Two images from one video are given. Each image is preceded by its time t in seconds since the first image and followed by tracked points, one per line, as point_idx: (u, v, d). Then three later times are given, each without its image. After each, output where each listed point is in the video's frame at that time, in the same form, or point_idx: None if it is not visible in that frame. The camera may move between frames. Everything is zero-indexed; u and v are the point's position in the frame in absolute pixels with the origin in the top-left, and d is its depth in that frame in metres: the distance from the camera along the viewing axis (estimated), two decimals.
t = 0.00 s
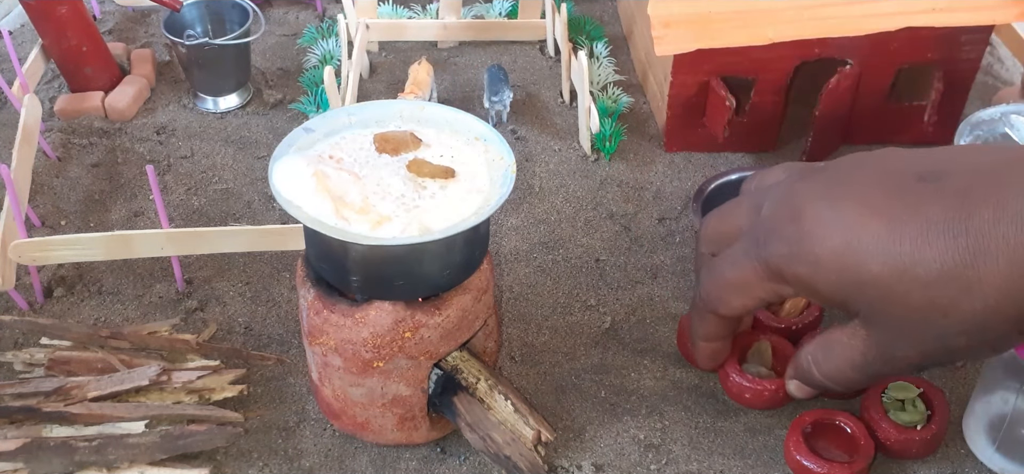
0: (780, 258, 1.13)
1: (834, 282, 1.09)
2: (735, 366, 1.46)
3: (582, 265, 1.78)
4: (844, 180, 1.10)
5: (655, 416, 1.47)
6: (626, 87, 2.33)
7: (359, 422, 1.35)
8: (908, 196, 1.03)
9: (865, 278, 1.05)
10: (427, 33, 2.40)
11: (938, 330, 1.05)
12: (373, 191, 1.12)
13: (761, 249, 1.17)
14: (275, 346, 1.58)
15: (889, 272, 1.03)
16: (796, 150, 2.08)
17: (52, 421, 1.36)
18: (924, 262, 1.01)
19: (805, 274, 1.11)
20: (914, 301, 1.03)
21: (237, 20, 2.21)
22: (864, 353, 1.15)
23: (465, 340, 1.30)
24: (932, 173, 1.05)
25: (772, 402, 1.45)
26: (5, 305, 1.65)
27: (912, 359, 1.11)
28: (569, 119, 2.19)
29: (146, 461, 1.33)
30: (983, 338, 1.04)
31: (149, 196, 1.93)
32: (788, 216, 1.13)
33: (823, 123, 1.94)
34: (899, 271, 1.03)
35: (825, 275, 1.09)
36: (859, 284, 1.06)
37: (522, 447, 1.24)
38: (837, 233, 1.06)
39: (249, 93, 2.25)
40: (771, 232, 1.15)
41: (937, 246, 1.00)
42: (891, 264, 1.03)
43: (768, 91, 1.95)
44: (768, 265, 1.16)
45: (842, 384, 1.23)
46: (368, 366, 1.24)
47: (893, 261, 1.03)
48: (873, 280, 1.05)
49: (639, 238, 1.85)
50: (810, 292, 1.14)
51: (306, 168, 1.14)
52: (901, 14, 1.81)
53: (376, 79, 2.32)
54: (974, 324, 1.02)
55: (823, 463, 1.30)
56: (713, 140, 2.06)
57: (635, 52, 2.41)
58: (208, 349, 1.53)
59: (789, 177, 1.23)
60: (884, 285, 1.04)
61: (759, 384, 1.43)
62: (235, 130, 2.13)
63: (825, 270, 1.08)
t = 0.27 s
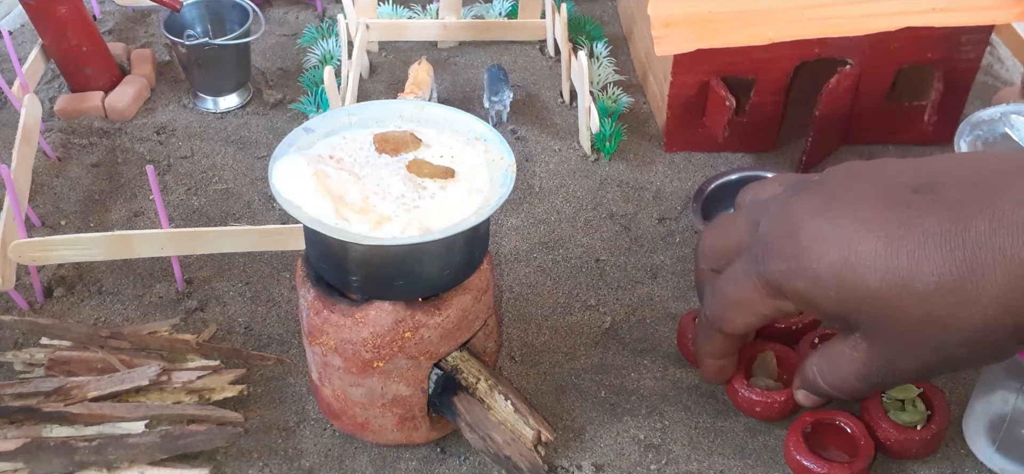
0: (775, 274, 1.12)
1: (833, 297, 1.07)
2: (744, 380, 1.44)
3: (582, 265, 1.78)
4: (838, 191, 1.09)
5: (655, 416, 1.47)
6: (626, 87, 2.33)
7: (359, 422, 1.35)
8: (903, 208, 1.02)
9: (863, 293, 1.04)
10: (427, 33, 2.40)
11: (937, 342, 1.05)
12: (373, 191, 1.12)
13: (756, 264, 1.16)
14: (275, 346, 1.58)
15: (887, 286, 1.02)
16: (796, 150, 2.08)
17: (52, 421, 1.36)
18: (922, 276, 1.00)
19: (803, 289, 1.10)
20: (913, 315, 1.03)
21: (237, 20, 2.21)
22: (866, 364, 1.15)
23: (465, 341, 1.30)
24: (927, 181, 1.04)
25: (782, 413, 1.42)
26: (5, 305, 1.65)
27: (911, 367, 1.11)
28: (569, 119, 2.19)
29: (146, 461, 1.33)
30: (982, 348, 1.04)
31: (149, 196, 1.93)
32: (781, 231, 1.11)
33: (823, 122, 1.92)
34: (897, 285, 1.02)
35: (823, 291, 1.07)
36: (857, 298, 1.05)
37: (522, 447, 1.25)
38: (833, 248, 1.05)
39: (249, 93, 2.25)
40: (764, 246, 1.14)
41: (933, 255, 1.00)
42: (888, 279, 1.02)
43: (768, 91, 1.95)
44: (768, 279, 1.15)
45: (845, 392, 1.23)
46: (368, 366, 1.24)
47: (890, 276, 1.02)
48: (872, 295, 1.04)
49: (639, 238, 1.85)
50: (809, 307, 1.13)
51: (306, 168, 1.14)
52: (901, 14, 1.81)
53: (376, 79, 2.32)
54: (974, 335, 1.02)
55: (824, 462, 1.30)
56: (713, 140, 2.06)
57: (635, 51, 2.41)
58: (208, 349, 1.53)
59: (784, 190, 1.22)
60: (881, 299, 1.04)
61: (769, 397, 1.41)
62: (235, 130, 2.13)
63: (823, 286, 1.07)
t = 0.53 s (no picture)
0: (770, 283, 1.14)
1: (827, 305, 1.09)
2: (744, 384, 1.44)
3: (582, 265, 1.78)
4: (830, 200, 1.11)
5: (655, 416, 1.47)
6: (626, 87, 2.33)
7: (359, 422, 1.35)
8: (896, 216, 1.04)
9: (857, 300, 1.06)
10: (427, 33, 2.40)
11: (932, 348, 1.07)
12: (373, 191, 1.12)
13: (751, 274, 1.18)
14: (275, 346, 1.58)
15: (881, 294, 1.04)
16: (796, 150, 2.08)
17: (52, 421, 1.36)
18: (915, 283, 1.02)
19: (797, 298, 1.11)
20: (905, 321, 1.05)
21: (237, 20, 2.21)
22: (863, 369, 1.17)
23: (465, 340, 1.30)
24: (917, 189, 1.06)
25: (784, 416, 1.42)
26: (5, 305, 1.65)
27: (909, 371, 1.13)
28: (569, 120, 2.19)
29: (146, 461, 1.33)
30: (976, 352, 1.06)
31: (149, 196, 1.93)
32: (774, 242, 1.14)
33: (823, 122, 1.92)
34: (890, 292, 1.04)
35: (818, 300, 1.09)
36: (852, 306, 1.07)
37: (522, 447, 1.25)
38: (827, 257, 1.07)
39: (249, 93, 2.25)
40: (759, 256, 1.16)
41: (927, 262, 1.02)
42: (880, 286, 1.04)
43: (768, 91, 1.95)
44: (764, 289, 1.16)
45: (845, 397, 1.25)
46: (368, 366, 1.24)
47: (881, 283, 1.04)
48: (866, 302, 1.06)
49: (639, 238, 1.85)
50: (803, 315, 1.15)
51: (306, 167, 1.14)
52: (901, 14, 1.81)
53: (376, 79, 2.32)
54: (967, 340, 1.04)
55: (823, 461, 1.30)
56: (713, 140, 2.06)
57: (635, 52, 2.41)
58: (208, 349, 1.53)
59: (778, 198, 1.24)
60: (875, 306, 1.06)
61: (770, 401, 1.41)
62: (235, 130, 2.13)
63: (817, 296, 1.09)
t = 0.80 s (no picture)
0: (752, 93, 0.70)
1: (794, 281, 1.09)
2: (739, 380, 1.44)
3: (582, 265, 1.78)
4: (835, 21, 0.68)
5: (655, 416, 1.47)
6: (627, 87, 2.33)
7: (359, 422, 1.35)
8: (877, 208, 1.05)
9: (819, 125, 0.66)
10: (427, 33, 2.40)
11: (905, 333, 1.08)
12: (373, 191, 1.12)
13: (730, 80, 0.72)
14: (275, 346, 1.58)
15: (926, 139, 0.63)
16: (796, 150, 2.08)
17: (52, 421, 1.36)
18: (963, 95, 0.61)
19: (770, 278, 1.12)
20: (903, 175, 0.64)
21: (237, 20, 2.21)
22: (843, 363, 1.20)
23: (465, 340, 1.30)
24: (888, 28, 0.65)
25: (782, 414, 1.42)
26: (5, 304, 1.65)
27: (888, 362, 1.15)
28: (570, 120, 2.19)
29: (146, 461, 1.33)
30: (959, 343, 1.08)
31: (149, 195, 1.93)
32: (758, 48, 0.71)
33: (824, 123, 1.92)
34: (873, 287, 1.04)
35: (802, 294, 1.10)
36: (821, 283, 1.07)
37: (522, 447, 1.25)
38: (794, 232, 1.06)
39: (249, 93, 2.25)
40: (784, 173, 0.74)
41: None
42: (988, 95, 0.61)
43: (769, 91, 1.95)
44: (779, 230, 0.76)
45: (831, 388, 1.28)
46: (368, 366, 1.24)
47: (860, 98, 0.63)
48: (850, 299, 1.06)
49: (639, 238, 1.85)
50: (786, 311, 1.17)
51: (306, 167, 1.14)
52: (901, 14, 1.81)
53: (376, 79, 2.32)
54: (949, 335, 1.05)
55: (823, 461, 1.30)
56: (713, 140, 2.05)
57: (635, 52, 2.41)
58: (208, 349, 1.53)
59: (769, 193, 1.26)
60: (950, 173, 0.64)
61: (766, 397, 1.41)
62: (235, 130, 2.13)
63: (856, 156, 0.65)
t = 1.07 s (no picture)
0: (705, 179, 0.78)
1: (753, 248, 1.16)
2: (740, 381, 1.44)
3: (582, 265, 1.78)
4: (774, 99, 0.78)
5: (655, 416, 1.47)
6: (626, 87, 2.33)
7: (359, 422, 1.35)
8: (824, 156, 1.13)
9: (779, 203, 0.75)
10: (428, 33, 2.40)
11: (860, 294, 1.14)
12: (374, 191, 1.12)
13: (685, 164, 0.80)
14: (275, 346, 1.58)
15: (866, 211, 0.72)
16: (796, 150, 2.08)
17: (52, 421, 1.36)
18: (897, 176, 0.71)
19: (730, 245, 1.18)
20: (850, 243, 0.75)
21: (237, 20, 2.21)
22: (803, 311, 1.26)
23: (465, 340, 1.30)
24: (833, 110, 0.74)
25: (782, 414, 1.42)
26: (5, 304, 1.65)
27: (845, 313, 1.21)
28: (569, 119, 2.19)
29: (146, 461, 1.33)
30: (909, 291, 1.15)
31: (149, 195, 1.93)
32: (708, 133, 0.79)
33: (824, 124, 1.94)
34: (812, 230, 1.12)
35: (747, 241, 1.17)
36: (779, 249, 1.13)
37: (522, 447, 1.25)
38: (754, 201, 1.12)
39: (249, 93, 2.25)
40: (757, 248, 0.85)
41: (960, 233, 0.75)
42: (922, 173, 0.70)
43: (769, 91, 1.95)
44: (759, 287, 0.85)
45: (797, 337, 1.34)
46: (368, 366, 1.24)
47: (812, 174, 0.73)
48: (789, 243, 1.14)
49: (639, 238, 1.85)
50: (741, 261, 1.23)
51: (306, 167, 1.14)
52: (901, 14, 1.81)
53: (376, 79, 2.32)
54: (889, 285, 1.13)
55: (823, 461, 1.30)
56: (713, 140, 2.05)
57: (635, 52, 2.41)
58: (208, 349, 1.53)
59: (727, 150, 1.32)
60: (894, 243, 0.75)
61: (766, 397, 1.40)
62: (235, 130, 2.13)
63: (807, 228, 0.75)
